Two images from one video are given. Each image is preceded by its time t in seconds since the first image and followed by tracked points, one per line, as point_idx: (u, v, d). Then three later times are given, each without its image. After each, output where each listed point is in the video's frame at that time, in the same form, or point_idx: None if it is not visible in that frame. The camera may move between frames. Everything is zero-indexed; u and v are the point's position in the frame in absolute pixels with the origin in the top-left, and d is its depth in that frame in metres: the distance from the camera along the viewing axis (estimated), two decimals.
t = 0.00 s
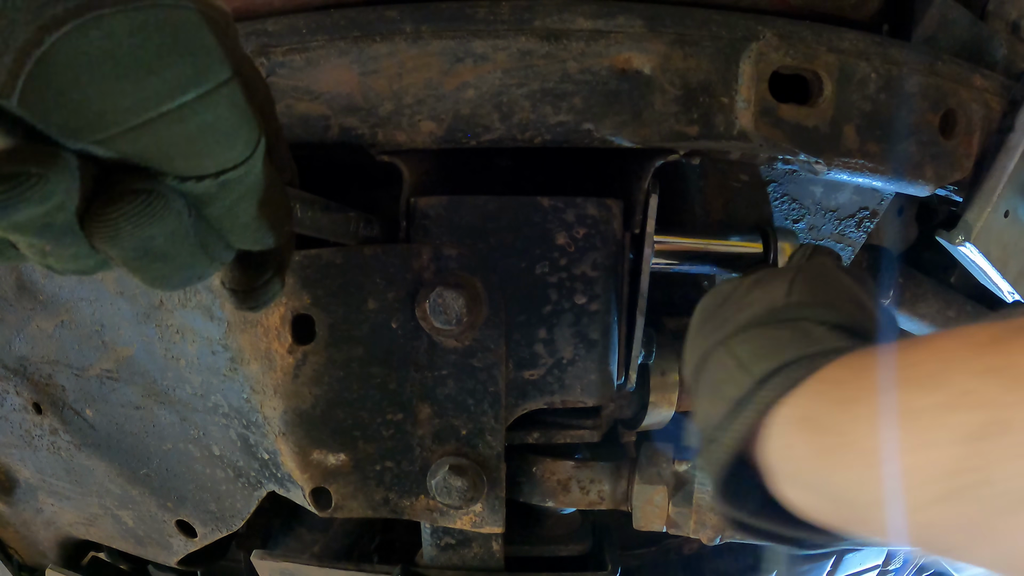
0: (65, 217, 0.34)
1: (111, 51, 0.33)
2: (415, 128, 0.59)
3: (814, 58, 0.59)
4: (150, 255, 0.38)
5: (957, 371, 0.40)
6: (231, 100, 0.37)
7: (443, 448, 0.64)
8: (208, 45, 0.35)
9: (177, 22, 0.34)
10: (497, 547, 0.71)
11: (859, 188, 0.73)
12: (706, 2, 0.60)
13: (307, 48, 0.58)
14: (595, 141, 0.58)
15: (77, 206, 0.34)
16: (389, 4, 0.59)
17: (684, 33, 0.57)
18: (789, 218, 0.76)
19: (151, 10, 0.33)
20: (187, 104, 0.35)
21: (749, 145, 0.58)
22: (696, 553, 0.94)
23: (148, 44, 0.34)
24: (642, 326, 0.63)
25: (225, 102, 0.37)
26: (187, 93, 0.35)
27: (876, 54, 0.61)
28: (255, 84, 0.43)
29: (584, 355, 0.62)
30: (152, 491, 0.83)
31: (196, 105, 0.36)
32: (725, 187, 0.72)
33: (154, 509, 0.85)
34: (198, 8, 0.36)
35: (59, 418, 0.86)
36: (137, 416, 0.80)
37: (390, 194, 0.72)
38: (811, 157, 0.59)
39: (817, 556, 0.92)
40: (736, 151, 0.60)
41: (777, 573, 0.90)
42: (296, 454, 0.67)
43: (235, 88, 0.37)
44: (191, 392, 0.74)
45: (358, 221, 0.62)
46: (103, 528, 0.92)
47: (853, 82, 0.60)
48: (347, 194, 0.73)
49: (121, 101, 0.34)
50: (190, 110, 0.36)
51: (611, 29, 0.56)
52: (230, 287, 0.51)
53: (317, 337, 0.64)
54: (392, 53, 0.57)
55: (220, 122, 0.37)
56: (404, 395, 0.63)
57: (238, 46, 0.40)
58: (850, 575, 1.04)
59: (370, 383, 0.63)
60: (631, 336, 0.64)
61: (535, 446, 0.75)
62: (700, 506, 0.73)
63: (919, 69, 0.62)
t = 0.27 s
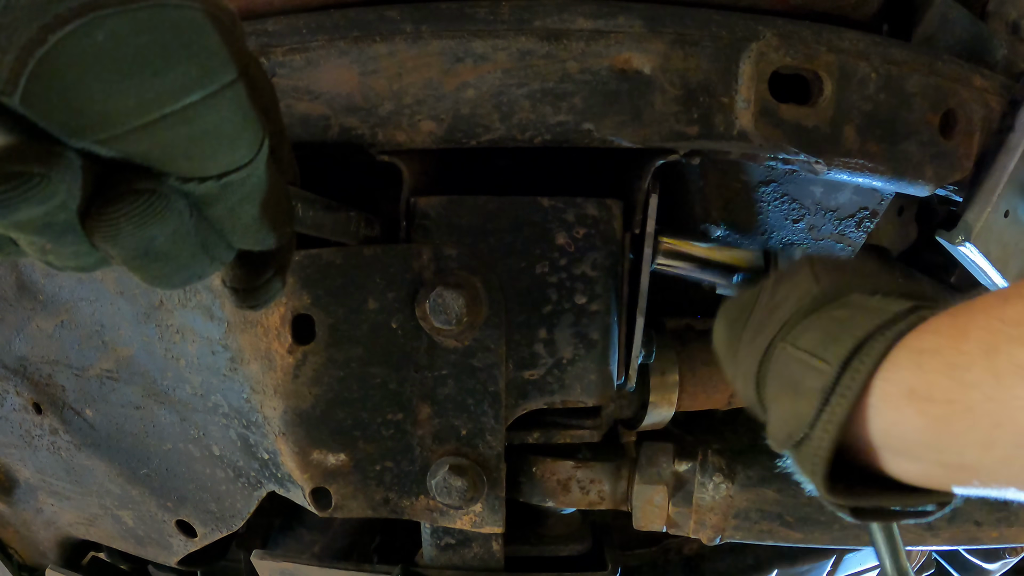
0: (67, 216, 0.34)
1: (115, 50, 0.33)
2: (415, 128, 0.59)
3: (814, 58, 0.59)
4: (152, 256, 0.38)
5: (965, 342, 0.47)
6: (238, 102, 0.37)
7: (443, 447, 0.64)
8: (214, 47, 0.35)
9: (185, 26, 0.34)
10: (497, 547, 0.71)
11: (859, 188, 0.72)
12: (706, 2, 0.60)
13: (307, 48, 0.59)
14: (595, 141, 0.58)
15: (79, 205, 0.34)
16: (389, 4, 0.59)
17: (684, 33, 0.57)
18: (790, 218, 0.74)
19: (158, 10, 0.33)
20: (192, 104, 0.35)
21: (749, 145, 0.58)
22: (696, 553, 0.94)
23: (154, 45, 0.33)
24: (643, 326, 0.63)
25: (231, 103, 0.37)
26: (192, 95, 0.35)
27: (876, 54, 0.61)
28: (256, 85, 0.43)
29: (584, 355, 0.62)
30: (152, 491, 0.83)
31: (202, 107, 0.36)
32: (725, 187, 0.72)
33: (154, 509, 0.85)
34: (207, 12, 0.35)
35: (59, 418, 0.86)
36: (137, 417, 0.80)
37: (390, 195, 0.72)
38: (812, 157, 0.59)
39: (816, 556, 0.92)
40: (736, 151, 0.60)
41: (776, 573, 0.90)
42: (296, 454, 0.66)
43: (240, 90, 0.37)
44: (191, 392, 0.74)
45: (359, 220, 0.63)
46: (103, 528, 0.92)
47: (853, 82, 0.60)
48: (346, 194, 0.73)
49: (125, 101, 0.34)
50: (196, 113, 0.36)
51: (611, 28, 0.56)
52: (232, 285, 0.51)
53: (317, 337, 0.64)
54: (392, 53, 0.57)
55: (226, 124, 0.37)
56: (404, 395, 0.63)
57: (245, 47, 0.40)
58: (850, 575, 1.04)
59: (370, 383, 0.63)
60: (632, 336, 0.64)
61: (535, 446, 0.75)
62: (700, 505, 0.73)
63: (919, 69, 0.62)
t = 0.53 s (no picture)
0: (67, 216, 0.34)
1: (114, 50, 0.33)
2: (415, 128, 0.59)
3: (814, 58, 0.59)
4: (152, 254, 0.38)
5: (958, 384, 0.49)
6: (238, 103, 0.38)
7: (443, 447, 0.64)
8: (215, 47, 0.36)
9: (183, 24, 0.34)
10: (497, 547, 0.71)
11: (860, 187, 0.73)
12: (706, 3, 0.60)
13: (307, 48, 0.59)
14: (595, 141, 0.58)
15: (78, 205, 0.34)
16: (389, 3, 0.59)
17: (684, 33, 0.57)
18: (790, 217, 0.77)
19: (158, 9, 0.33)
20: (192, 103, 0.36)
21: (749, 145, 0.58)
22: (696, 554, 0.94)
23: (154, 44, 0.34)
24: (642, 326, 0.63)
25: (231, 103, 0.37)
26: (193, 95, 0.35)
27: (876, 54, 0.61)
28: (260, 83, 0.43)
29: (584, 355, 0.62)
30: (153, 491, 0.83)
31: (202, 106, 0.36)
32: (725, 187, 0.72)
33: (154, 509, 0.85)
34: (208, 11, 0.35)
35: (59, 417, 0.86)
36: (137, 416, 0.80)
37: (391, 194, 0.72)
38: (812, 157, 0.59)
39: (816, 556, 0.91)
40: (736, 151, 0.60)
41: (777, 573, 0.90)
42: (296, 454, 0.66)
43: (239, 91, 0.37)
44: (191, 392, 0.74)
45: (359, 220, 0.63)
46: (103, 528, 0.92)
47: (853, 82, 0.60)
48: (347, 194, 0.73)
49: (125, 101, 0.34)
50: (196, 113, 0.36)
51: (611, 28, 0.56)
52: (233, 285, 0.51)
53: (317, 337, 0.64)
54: (392, 53, 0.57)
55: (226, 124, 0.37)
56: (404, 395, 0.63)
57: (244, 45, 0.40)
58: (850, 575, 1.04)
59: (370, 383, 0.63)
60: (631, 335, 0.64)
61: (535, 446, 0.75)
62: (700, 505, 0.73)
63: (919, 69, 0.62)
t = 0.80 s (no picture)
0: (67, 215, 0.35)
1: (117, 51, 0.32)
2: (415, 128, 0.59)
3: (814, 58, 0.59)
4: (151, 252, 0.39)
5: None
6: (244, 105, 0.37)
7: (443, 447, 0.64)
8: (222, 48, 0.35)
9: (187, 22, 0.33)
10: (497, 547, 0.71)
11: (859, 188, 0.73)
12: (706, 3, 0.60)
13: (307, 48, 0.59)
14: (595, 141, 0.58)
15: (79, 204, 0.35)
16: (389, 3, 0.59)
17: (684, 33, 0.57)
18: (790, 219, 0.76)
19: (163, 10, 0.32)
20: (195, 105, 0.35)
21: (749, 145, 0.58)
22: (696, 554, 0.94)
23: (159, 45, 0.33)
24: (642, 326, 0.64)
25: (237, 105, 0.37)
26: (198, 96, 0.35)
27: (876, 54, 0.61)
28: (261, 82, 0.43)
29: (584, 355, 0.62)
30: (153, 491, 0.83)
31: (208, 108, 0.35)
32: (725, 187, 0.72)
33: (154, 509, 0.85)
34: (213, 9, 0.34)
35: (59, 417, 0.86)
36: (137, 416, 0.80)
37: (391, 194, 0.72)
38: (811, 157, 0.59)
39: (817, 557, 0.91)
40: (735, 151, 0.60)
41: (777, 573, 0.90)
42: (296, 454, 0.66)
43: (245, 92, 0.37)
44: (192, 392, 0.74)
45: (360, 221, 0.63)
46: (103, 528, 0.92)
47: (853, 82, 0.60)
48: (347, 195, 0.73)
49: (128, 101, 0.33)
50: (201, 115, 0.35)
51: (611, 28, 0.56)
52: (235, 283, 0.51)
53: (317, 336, 0.64)
54: (392, 53, 0.57)
55: (231, 125, 0.37)
56: (404, 395, 0.63)
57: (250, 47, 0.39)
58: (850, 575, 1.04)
59: (370, 382, 0.63)
60: (631, 336, 0.65)
61: (534, 447, 0.75)
62: (700, 505, 0.73)
63: (919, 69, 0.62)
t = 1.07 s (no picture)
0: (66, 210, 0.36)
1: (114, 43, 0.38)
2: (415, 129, 0.59)
3: (814, 58, 0.59)
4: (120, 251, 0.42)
5: (1003, 170, 0.48)
6: (226, 103, 0.42)
7: (443, 447, 0.64)
8: (210, 49, 0.41)
9: (184, 27, 0.40)
10: (497, 547, 0.71)
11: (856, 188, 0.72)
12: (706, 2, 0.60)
13: (307, 48, 0.59)
14: (595, 140, 0.58)
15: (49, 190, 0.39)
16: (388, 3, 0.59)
17: (684, 33, 0.57)
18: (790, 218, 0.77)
19: (165, 21, 0.39)
20: (169, 99, 0.40)
21: (749, 145, 0.58)
22: (696, 554, 0.94)
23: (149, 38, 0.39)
24: (642, 326, 0.64)
25: (214, 103, 0.42)
26: (177, 91, 0.40)
27: (876, 54, 0.61)
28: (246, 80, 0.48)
29: (584, 355, 0.62)
30: (153, 491, 0.83)
31: (184, 105, 0.41)
32: (725, 187, 0.72)
33: (154, 509, 0.85)
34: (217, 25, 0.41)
35: (59, 418, 0.86)
36: (137, 417, 0.80)
37: (391, 195, 0.72)
38: (811, 157, 0.59)
39: (816, 557, 0.91)
40: (735, 151, 0.60)
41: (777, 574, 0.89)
42: (296, 454, 0.66)
43: (230, 92, 0.42)
44: (192, 392, 0.74)
45: (360, 220, 0.63)
46: (103, 528, 0.92)
47: (853, 82, 0.60)
48: (347, 195, 0.73)
49: (110, 88, 0.39)
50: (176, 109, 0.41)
51: (611, 28, 0.56)
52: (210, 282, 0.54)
53: (317, 337, 0.64)
54: (392, 52, 0.57)
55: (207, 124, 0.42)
56: (404, 395, 0.63)
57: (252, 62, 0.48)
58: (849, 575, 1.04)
59: (370, 382, 0.63)
60: (631, 336, 0.65)
61: (534, 446, 0.75)
62: (700, 505, 0.73)
63: (919, 69, 0.62)
